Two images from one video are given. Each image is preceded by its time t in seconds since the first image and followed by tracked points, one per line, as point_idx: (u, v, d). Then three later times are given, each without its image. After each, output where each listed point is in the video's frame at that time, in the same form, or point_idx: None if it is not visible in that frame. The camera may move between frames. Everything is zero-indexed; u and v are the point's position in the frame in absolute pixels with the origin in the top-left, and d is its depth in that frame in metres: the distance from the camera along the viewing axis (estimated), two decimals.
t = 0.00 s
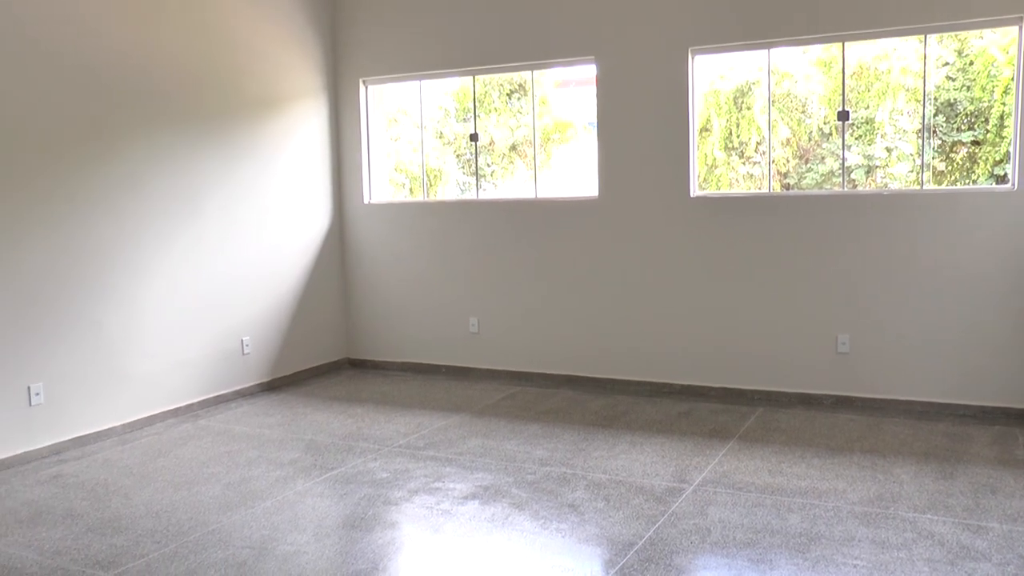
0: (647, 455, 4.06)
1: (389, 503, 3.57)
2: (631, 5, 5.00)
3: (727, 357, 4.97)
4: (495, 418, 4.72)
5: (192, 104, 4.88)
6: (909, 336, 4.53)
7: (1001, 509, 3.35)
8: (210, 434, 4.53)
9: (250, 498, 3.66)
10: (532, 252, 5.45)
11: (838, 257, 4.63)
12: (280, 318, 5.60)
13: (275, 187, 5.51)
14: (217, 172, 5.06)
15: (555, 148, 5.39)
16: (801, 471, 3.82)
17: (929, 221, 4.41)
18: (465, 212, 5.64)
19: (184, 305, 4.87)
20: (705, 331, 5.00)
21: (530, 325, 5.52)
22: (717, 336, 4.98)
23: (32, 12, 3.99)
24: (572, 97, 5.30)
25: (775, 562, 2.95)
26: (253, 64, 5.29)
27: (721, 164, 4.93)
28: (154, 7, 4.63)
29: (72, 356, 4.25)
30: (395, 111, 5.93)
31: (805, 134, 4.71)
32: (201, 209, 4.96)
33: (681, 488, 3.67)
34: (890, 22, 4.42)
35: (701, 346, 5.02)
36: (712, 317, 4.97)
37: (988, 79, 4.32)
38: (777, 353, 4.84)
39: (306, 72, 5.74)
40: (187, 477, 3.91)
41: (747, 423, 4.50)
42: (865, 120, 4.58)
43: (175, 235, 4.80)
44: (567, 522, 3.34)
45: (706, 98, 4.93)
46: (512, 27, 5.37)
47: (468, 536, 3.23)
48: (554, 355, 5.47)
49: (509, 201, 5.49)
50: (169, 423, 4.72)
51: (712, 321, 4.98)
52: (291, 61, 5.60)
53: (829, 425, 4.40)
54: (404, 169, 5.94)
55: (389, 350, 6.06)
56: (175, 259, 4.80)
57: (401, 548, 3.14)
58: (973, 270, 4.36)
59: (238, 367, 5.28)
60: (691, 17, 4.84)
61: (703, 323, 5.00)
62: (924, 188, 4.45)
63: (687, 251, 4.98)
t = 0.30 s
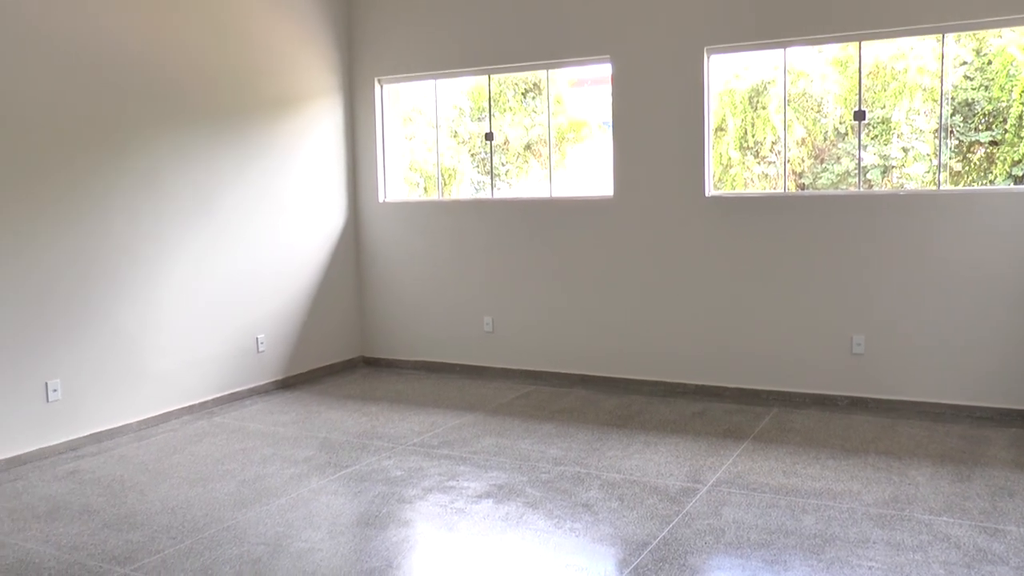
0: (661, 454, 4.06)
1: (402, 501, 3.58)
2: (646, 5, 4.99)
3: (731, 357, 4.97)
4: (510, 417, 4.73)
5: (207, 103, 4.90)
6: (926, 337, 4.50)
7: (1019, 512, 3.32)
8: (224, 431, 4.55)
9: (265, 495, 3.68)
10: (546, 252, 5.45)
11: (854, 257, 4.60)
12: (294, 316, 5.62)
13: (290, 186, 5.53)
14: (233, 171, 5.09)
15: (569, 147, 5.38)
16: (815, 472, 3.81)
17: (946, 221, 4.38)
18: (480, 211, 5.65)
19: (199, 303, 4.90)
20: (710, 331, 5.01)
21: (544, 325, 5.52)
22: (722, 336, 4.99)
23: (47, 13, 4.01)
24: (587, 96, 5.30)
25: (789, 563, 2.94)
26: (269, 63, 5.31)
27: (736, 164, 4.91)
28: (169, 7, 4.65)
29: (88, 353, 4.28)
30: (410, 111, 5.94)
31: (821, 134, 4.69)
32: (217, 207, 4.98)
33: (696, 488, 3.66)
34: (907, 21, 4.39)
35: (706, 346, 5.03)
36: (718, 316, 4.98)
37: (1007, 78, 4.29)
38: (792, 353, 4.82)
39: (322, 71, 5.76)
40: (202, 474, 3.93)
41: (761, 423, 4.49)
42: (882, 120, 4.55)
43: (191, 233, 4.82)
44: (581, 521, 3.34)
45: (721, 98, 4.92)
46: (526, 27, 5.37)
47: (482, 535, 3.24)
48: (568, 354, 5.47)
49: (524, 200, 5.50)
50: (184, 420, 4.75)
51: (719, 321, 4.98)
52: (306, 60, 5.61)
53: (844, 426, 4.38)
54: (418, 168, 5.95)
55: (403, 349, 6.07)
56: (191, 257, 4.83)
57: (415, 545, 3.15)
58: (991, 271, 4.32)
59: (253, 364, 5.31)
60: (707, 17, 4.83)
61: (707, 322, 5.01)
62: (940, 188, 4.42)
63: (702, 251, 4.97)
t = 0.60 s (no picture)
0: (675, 454, 4.05)
1: (416, 499, 3.59)
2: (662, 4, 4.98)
3: (731, 357, 5.00)
4: (523, 416, 4.73)
5: (223, 101, 4.93)
6: (942, 339, 4.47)
7: None
8: (239, 427, 4.57)
9: (279, 491, 3.70)
10: (560, 251, 5.45)
11: (869, 258, 4.58)
12: (309, 314, 5.64)
13: (305, 184, 5.54)
14: (249, 168, 5.11)
15: (584, 146, 5.38)
16: (830, 474, 3.79)
17: (963, 222, 4.35)
18: (495, 210, 5.65)
19: (214, 300, 4.92)
20: (710, 331, 5.04)
21: (558, 324, 5.52)
22: (722, 336, 5.02)
23: (65, 11, 4.04)
24: (602, 95, 5.29)
25: (803, 564, 2.93)
26: (284, 62, 5.33)
27: (752, 163, 4.90)
28: (185, 6, 4.67)
29: (104, 349, 4.31)
30: (425, 109, 5.95)
31: (837, 133, 4.67)
32: (233, 205, 5.01)
33: (709, 488, 3.65)
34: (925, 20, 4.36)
35: (707, 346, 5.06)
36: (718, 316, 5.01)
37: None
38: (806, 354, 4.80)
39: (337, 69, 5.78)
40: (216, 470, 3.96)
41: (775, 424, 4.47)
42: (898, 120, 4.53)
43: (206, 230, 4.85)
44: (594, 521, 3.34)
45: (737, 97, 4.90)
46: (542, 26, 5.37)
47: (496, 533, 3.25)
48: (582, 353, 5.47)
49: (539, 199, 5.50)
50: (199, 416, 4.77)
51: (719, 321, 5.01)
52: (322, 58, 5.63)
53: (858, 428, 4.36)
54: (433, 166, 5.96)
55: (417, 347, 6.09)
56: (206, 254, 4.85)
57: (428, 543, 3.16)
58: (1008, 273, 4.29)
59: (267, 361, 5.34)
60: (723, 16, 4.81)
61: (707, 322, 5.04)
62: (957, 189, 4.39)
63: (716, 251, 4.96)
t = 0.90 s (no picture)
0: (692, 454, 4.05)
1: (432, 497, 3.61)
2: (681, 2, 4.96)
3: (752, 357, 4.98)
4: (540, 415, 4.74)
5: (242, 100, 4.95)
6: (961, 341, 4.44)
7: None
8: (256, 424, 4.60)
9: (296, 488, 3.72)
10: (577, 250, 5.45)
11: (888, 258, 4.55)
12: (325, 312, 5.66)
13: (322, 182, 5.57)
14: (268, 166, 5.14)
15: (601, 145, 5.37)
16: (847, 475, 3.77)
17: (983, 223, 4.32)
18: (512, 209, 5.66)
19: (232, 297, 4.95)
20: (730, 330, 5.02)
21: (575, 323, 5.52)
22: (742, 334, 4.99)
23: (86, 11, 4.08)
24: (619, 94, 5.28)
25: (820, 566, 2.92)
26: (303, 61, 5.35)
27: (769, 163, 4.88)
28: (204, 7, 4.69)
29: (122, 346, 4.35)
30: (442, 108, 5.96)
31: (855, 133, 4.64)
32: (251, 203, 5.04)
33: (726, 489, 3.65)
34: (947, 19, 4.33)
35: (725, 344, 5.04)
36: (738, 315, 4.98)
37: None
38: (824, 355, 4.78)
39: (356, 68, 5.80)
40: (233, 466, 3.99)
41: (792, 425, 4.46)
42: (918, 120, 4.50)
43: (224, 227, 4.88)
44: (610, 520, 3.34)
45: (754, 97, 4.88)
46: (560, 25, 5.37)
47: (512, 532, 3.25)
48: (598, 353, 5.47)
49: (555, 198, 5.50)
50: (217, 413, 4.81)
51: (739, 320, 4.98)
52: (341, 57, 5.65)
53: (875, 430, 4.34)
54: (450, 165, 5.97)
55: (434, 345, 6.11)
56: (224, 251, 4.89)
57: (444, 541, 3.17)
58: None
59: (284, 359, 5.36)
60: (742, 15, 4.79)
61: (728, 321, 5.01)
62: (977, 190, 4.36)
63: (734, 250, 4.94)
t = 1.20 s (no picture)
0: (708, 455, 4.04)
1: (448, 495, 3.61)
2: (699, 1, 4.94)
3: (749, 357, 5.01)
4: (555, 414, 4.74)
5: (260, 98, 4.98)
6: (980, 342, 4.41)
7: None
8: (272, 421, 4.63)
9: (312, 485, 3.74)
10: (593, 249, 5.45)
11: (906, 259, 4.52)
12: (341, 310, 5.68)
13: (339, 181, 5.58)
14: (285, 164, 5.16)
15: (618, 144, 5.36)
16: (863, 477, 3.75)
17: (1003, 223, 4.28)
18: (528, 207, 5.66)
19: (249, 294, 4.98)
20: (727, 331, 5.06)
21: (590, 322, 5.52)
22: (739, 335, 5.03)
23: (105, 11, 4.11)
24: (636, 93, 5.27)
25: (837, 568, 2.91)
26: (320, 59, 5.37)
27: (786, 162, 4.85)
28: (223, 6, 4.72)
29: (139, 342, 4.38)
30: (459, 107, 5.97)
31: (873, 132, 4.61)
32: (268, 201, 5.06)
33: (741, 489, 3.64)
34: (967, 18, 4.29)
35: (723, 345, 5.08)
36: (736, 316, 5.02)
37: None
38: (841, 356, 4.75)
39: (373, 66, 5.81)
40: (249, 463, 4.01)
41: (809, 426, 4.44)
42: (936, 119, 4.46)
43: (241, 225, 4.90)
44: (625, 520, 3.34)
45: (772, 95, 4.86)
46: (577, 24, 5.37)
47: (527, 531, 3.26)
48: (614, 352, 5.46)
49: (572, 197, 5.50)
50: (233, 410, 4.84)
51: (739, 320, 5.01)
52: (358, 56, 5.67)
53: (892, 431, 4.31)
54: (466, 163, 5.98)
55: (450, 343, 6.12)
56: (242, 249, 4.91)
57: (459, 539, 3.17)
58: None
59: (300, 356, 5.39)
60: (760, 13, 4.77)
61: (725, 322, 5.06)
62: (996, 189, 4.32)
63: (750, 250, 4.93)
